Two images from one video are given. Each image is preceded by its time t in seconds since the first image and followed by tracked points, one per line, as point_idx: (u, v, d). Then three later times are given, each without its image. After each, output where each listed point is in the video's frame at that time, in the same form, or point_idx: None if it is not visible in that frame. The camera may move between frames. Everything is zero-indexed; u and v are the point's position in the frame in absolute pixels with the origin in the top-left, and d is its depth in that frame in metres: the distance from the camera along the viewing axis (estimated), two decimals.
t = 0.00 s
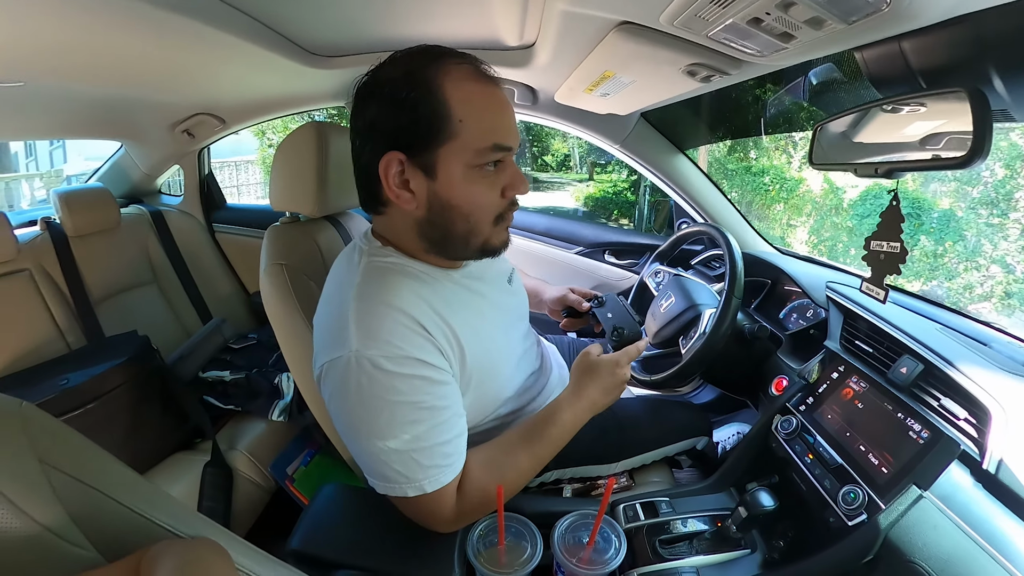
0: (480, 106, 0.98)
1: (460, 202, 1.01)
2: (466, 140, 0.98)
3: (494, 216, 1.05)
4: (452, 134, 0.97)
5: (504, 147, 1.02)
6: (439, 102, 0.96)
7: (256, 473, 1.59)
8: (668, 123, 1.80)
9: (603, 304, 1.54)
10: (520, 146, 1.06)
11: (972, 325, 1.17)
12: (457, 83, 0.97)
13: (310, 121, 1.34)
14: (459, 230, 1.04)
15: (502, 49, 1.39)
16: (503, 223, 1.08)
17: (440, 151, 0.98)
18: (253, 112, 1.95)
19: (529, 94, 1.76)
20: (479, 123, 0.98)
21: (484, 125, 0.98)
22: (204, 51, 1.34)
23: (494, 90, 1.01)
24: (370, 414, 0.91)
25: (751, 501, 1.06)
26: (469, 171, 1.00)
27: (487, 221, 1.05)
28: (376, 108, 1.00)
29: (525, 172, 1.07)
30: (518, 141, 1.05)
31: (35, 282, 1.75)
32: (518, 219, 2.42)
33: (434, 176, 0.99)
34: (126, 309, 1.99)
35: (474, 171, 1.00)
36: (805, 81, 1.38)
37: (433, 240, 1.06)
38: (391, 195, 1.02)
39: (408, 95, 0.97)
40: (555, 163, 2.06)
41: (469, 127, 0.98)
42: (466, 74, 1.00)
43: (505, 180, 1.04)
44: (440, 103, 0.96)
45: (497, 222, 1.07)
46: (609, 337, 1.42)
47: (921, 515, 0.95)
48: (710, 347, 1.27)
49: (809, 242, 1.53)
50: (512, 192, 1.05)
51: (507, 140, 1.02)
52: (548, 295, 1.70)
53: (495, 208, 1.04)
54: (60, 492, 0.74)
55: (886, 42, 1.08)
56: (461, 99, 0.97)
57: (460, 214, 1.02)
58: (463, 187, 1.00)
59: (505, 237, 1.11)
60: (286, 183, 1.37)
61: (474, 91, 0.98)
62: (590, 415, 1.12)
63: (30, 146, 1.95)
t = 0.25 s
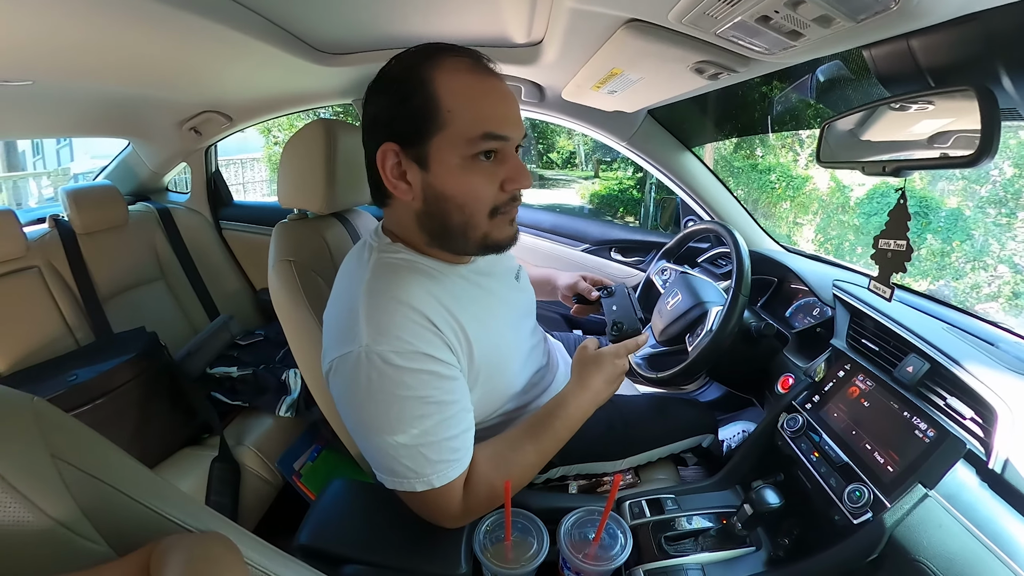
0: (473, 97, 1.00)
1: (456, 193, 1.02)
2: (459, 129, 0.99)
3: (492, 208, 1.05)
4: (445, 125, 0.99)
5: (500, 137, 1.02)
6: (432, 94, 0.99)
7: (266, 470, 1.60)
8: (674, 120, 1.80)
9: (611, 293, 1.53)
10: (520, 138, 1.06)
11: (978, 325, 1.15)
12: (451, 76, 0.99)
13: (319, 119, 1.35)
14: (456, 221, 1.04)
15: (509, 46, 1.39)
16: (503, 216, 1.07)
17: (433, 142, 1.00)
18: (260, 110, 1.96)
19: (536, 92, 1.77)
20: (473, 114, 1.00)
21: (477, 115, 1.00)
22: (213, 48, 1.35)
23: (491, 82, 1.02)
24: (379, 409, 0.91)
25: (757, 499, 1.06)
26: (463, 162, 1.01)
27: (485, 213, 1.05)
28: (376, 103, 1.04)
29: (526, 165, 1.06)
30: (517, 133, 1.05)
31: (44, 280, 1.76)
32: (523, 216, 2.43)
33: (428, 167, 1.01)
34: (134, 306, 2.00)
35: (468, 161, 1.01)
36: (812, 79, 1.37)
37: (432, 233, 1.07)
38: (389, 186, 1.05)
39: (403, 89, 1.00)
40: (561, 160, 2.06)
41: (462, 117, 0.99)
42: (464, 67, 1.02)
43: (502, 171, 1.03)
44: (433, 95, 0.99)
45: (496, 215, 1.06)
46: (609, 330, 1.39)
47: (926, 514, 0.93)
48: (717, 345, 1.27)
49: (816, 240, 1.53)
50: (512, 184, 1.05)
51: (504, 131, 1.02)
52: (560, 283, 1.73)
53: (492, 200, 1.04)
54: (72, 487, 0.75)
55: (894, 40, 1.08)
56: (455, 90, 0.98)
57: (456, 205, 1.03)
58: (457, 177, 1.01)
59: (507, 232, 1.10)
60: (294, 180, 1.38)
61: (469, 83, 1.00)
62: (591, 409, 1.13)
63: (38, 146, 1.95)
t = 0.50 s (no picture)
0: (460, 93, 1.01)
1: (445, 190, 1.03)
2: (445, 126, 1.01)
3: (483, 205, 1.06)
4: (433, 122, 1.01)
5: (490, 133, 1.03)
6: (420, 92, 1.02)
7: (271, 469, 1.61)
8: (677, 120, 1.80)
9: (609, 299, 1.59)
10: (512, 134, 1.06)
11: (980, 324, 1.16)
12: (441, 74, 1.01)
13: (325, 117, 1.35)
14: (447, 218, 1.06)
15: (515, 46, 1.40)
16: (496, 213, 1.07)
17: (421, 139, 1.03)
18: (263, 109, 1.96)
19: (540, 91, 1.77)
20: (461, 111, 1.01)
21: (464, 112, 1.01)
22: (218, 48, 1.35)
23: (482, 79, 1.03)
24: (387, 407, 0.92)
25: (761, 497, 1.06)
26: (451, 158, 1.02)
27: (474, 209, 1.05)
28: (374, 104, 1.09)
29: (520, 162, 1.06)
30: (509, 129, 1.05)
31: (47, 278, 1.76)
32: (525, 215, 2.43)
33: (418, 165, 1.04)
34: (137, 305, 2.00)
35: (456, 157, 1.02)
36: (816, 78, 1.37)
37: (427, 230, 1.09)
38: (385, 183, 1.10)
39: (395, 90, 1.04)
40: (562, 159, 2.06)
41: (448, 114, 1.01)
42: (455, 65, 1.03)
43: (493, 167, 1.04)
44: (421, 93, 1.02)
45: (488, 212, 1.06)
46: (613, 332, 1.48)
47: (929, 512, 0.94)
48: (721, 344, 1.27)
49: (818, 240, 1.54)
50: (504, 180, 1.04)
51: (493, 127, 1.03)
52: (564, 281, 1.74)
53: (483, 197, 1.05)
54: (78, 486, 0.74)
55: (900, 42, 1.09)
56: (441, 87, 1.01)
57: (446, 201, 1.04)
58: (445, 173, 1.03)
59: (502, 230, 1.10)
60: (300, 180, 1.39)
61: (459, 81, 1.01)
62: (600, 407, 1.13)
63: (40, 145, 1.95)
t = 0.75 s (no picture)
0: (426, 93, 1.01)
1: (415, 189, 1.05)
2: (411, 126, 1.02)
3: (452, 204, 1.05)
4: (404, 122, 1.03)
5: (457, 131, 1.02)
6: (393, 93, 1.04)
7: (273, 468, 1.61)
8: (678, 119, 1.81)
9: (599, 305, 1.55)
10: (483, 131, 1.04)
11: (979, 323, 1.17)
12: (413, 73, 1.02)
13: (328, 117, 1.37)
14: (420, 217, 1.07)
15: (518, 46, 1.40)
16: (466, 212, 1.06)
17: (395, 140, 1.05)
18: (265, 108, 1.96)
19: (542, 91, 1.77)
20: (428, 109, 1.01)
21: (429, 110, 1.01)
22: (222, 47, 1.35)
23: (455, 76, 1.02)
24: (392, 405, 0.92)
25: (763, 494, 1.07)
26: (418, 157, 1.03)
27: (444, 209, 1.05)
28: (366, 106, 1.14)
29: (491, 159, 1.04)
30: (478, 126, 1.03)
31: (48, 277, 1.75)
32: (525, 215, 2.44)
33: (395, 164, 1.07)
34: (138, 304, 2.00)
35: (423, 157, 1.03)
36: (817, 79, 1.38)
37: (410, 229, 1.12)
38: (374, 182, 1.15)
39: (378, 93, 1.08)
40: (562, 159, 2.07)
41: (415, 114, 1.02)
42: (429, 63, 1.03)
43: (461, 166, 1.03)
44: (394, 94, 1.04)
45: (457, 211, 1.05)
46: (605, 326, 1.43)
47: (931, 509, 0.94)
48: (724, 343, 1.28)
49: (818, 240, 1.55)
50: (472, 179, 1.03)
51: (460, 124, 1.02)
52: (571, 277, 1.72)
53: (450, 196, 1.04)
54: (81, 486, 0.73)
55: (902, 44, 1.09)
56: (409, 86, 1.02)
57: (417, 200, 1.06)
58: (414, 173, 1.04)
59: (479, 230, 1.08)
60: (305, 180, 1.40)
61: (429, 80, 1.01)
62: (602, 404, 1.14)
63: (41, 144, 1.95)
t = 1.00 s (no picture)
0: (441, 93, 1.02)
1: (425, 188, 1.04)
2: (424, 124, 1.02)
3: (462, 204, 1.05)
4: (415, 121, 1.03)
5: (470, 131, 1.02)
6: (405, 92, 1.04)
7: (273, 468, 1.61)
8: (678, 120, 1.81)
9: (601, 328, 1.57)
10: (495, 133, 1.04)
11: (978, 324, 1.17)
12: (427, 73, 1.02)
13: (328, 118, 1.37)
14: (427, 217, 1.07)
15: (518, 47, 1.41)
16: (476, 213, 1.06)
17: (406, 138, 1.05)
18: (265, 108, 1.96)
19: (543, 92, 1.77)
20: (441, 109, 1.01)
21: (442, 110, 1.01)
22: (222, 47, 1.35)
23: (468, 78, 1.03)
24: (393, 405, 0.92)
25: (763, 494, 1.07)
26: (429, 156, 1.03)
27: (454, 208, 1.05)
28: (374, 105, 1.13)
29: (503, 161, 1.05)
30: (490, 128, 1.04)
31: (47, 277, 1.75)
32: (525, 215, 2.44)
33: (404, 163, 1.06)
34: (137, 304, 2.00)
35: (434, 156, 1.03)
36: (816, 80, 1.39)
37: (415, 228, 1.11)
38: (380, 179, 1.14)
39: (388, 91, 1.07)
40: (562, 159, 2.07)
41: (428, 113, 1.02)
42: (442, 64, 1.04)
43: (473, 166, 1.03)
44: (406, 93, 1.04)
45: (467, 212, 1.05)
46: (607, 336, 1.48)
47: (929, 508, 0.95)
48: (723, 344, 1.29)
49: (817, 240, 1.55)
50: (483, 180, 1.03)
51: (473, 125, 1.02)
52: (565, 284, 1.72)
53: (461, 196, 1.04)
54: (81, 486, 0.72)
55: (901, 46, 1.10)
56: (423, 86, 1.02)
57: (426, 199, 1.05)
58: (425, 172, 1.03)
59: (487, 231, 1.08)
60: (306, 180, 1.40)
61: (442, 80, 1.02)
62: (603, 402, 1.15)
63: (40, 144, 1.95)
